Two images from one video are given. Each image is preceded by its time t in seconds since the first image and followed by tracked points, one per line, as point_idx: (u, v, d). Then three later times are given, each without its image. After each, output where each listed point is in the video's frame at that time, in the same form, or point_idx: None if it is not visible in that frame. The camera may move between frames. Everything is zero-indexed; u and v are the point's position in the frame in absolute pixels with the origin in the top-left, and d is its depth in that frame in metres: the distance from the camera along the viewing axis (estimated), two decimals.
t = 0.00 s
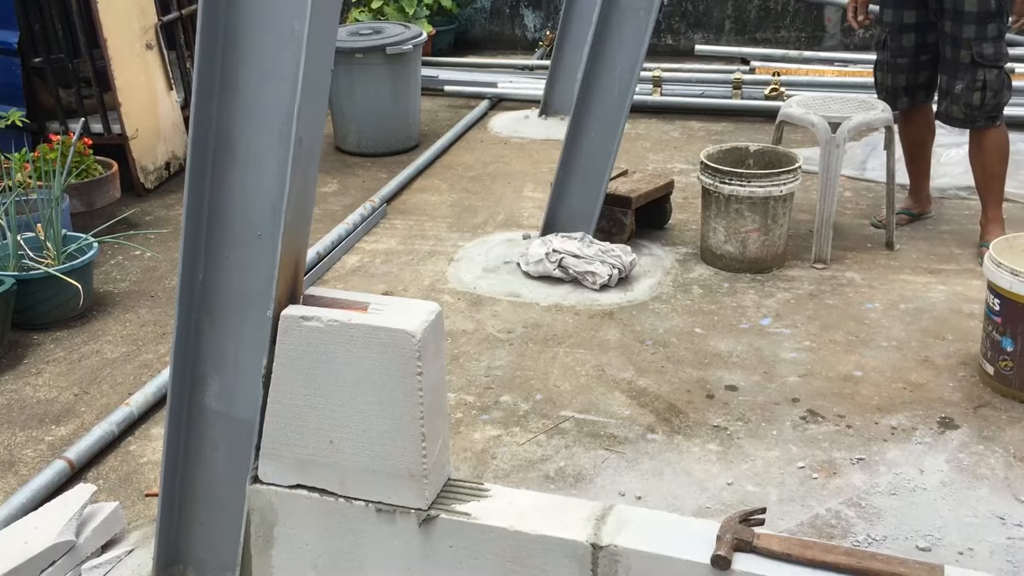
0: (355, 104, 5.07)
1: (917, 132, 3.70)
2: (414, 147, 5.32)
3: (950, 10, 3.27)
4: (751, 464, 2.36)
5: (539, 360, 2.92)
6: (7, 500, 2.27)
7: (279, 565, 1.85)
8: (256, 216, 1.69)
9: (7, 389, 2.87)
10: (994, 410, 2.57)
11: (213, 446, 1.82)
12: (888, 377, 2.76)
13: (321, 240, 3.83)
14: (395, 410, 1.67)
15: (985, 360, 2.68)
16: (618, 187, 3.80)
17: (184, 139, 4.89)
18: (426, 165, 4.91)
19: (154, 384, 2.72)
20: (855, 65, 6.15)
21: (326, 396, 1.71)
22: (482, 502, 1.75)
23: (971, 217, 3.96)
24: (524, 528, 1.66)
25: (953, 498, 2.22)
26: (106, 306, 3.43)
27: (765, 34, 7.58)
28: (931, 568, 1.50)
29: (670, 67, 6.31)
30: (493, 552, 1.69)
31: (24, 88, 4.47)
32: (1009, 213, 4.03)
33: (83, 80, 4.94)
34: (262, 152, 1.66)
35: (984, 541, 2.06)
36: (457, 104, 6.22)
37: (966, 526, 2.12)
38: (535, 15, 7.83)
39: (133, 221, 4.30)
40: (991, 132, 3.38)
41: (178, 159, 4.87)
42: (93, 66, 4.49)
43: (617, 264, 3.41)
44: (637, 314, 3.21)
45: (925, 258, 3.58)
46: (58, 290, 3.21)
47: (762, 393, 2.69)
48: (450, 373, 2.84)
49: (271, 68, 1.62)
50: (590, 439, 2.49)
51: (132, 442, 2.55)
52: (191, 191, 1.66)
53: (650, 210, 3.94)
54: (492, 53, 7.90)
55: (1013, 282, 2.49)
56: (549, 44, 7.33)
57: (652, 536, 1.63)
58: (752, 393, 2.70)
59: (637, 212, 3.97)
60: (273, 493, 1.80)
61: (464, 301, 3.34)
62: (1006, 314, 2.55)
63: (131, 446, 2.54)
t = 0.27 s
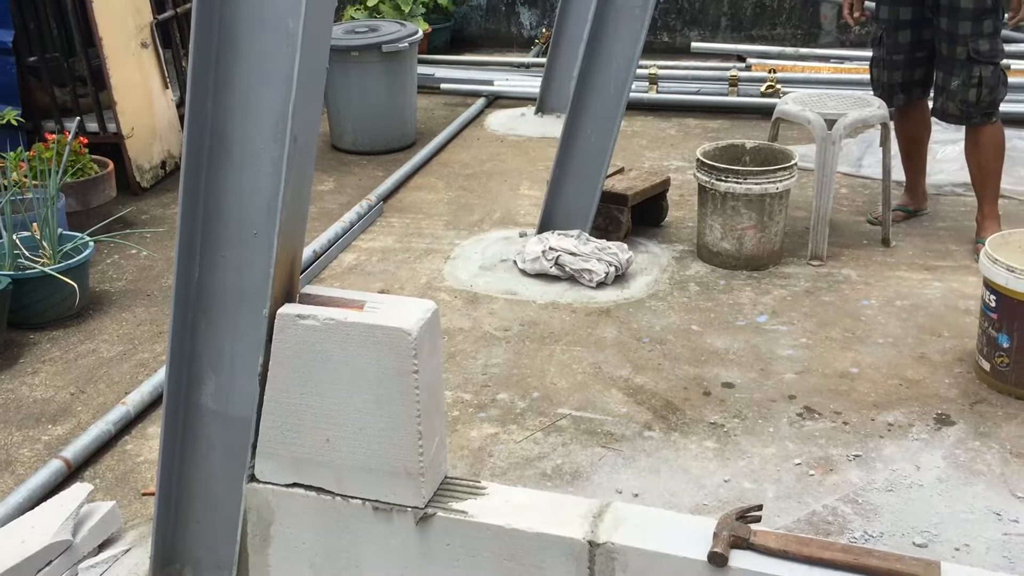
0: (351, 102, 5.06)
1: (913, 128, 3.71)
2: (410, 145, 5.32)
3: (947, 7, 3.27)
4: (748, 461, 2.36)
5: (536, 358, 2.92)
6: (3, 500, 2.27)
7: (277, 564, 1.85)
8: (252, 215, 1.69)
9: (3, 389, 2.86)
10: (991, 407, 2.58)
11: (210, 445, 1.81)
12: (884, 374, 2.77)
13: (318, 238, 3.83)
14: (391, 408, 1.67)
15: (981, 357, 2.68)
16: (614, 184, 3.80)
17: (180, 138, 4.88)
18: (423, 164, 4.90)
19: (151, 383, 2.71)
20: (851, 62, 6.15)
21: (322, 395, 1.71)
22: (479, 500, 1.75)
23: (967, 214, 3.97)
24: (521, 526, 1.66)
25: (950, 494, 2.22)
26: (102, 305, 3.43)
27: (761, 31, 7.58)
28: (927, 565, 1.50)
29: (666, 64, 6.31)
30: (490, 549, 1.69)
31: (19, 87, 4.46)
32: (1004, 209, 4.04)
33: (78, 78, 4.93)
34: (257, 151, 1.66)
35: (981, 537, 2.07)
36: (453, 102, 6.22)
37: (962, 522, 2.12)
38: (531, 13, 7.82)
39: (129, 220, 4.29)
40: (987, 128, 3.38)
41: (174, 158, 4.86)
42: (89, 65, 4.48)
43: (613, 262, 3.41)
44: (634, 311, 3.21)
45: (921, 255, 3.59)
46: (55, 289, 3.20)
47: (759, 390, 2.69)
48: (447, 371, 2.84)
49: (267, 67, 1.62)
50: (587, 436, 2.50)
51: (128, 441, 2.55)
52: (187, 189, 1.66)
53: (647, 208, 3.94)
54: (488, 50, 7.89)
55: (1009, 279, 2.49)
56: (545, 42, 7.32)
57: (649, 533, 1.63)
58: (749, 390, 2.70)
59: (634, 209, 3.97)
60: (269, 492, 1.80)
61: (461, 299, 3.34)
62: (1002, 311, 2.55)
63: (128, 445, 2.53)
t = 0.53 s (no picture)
0: (349, 100, 5.06)
1: (911, 125, 3.71)
2: (408, 143, 5.31)
3: (945, 3, 3.28)
4: (747, 458, 2.36)
5: (535, 356, 2.92)
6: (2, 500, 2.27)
7: (276, 564, 1.85)
8: (249, 214, 1.69)
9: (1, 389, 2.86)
10: (989, 403, 2.58)
11: (208, 444, 1.81)
12: (883, 370, 2.77)
13: (316, 237, 3.82)
14: (389, 408, 1.67)
15: (979, 353, 2.68)
16: (612, 182, 3.80)
17: (177, 137, 4.88)
18: (420, 162, 4.90)
19: (149, 383, 2.71)
20: (848, 58, 6.15)
21: (320, 394, 1.71)
22: (478, 498, 1.75)
23: (965, 210, 3.97)
24: (520, 525, 1.66)
25: (948, 491, 2.22)
26: (100, 305, 3.43)
27: (758, 28, 7.58)
28: (925, 561, 1.50)
29: (663, 62, 6.31)
30: (489, 548, 1.69)
31: (16, 87, 4.45)
32: (1002, 206, 4.04)
33: (75, 78, 4.93)
34: (254, 150, 1.66)
35: (979, 534, 2.07)
36: (451, 100, 6.22)
37: (961, 519, 2.13)
38: (529, 11, 7.82)
39: (127, 220, 4.28)
40: (985, 125, 3.38)
41: (171, 157, 4.85)
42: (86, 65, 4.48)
43: (611, 260, 3.41)
44: (632, 309, 3.21)
45: (919, 252, 3.59)
46: (53, 290, 3.20)
47: (757, 388, 2.69)
48: (445, 369, 2.84)
49: (264, 66, 1.62)
50: (586, 435, 2.50)
51: (127, 441, 2.55)
52: (184, 189, 1.66)
53: (645, 205, 3.94)
54: (485, 48, 7.89)
55: (1007, 275, 2.49)
56: (542, 40, 7.32)
57: (647, 531, 1.63)
58: (747, 387, 2.70)
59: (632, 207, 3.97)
60: (268, 492, 1.80)
61: (459, 298, 3.34)
62: (1000, 307, 2.56)
63: (127, 445, 2.53)
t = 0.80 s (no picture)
0: (347, 99, 5.05)
1: (909, 122, 3.71)
2: (406, 142, 5.31)
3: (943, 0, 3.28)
4: (746, 456, 2.36)
5: (533, 355, 2.92)
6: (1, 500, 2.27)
7: (275, 563, 1.85)
8: (247, 214, 1.68)
9: None
10: (988, 400, 2.58)
11: (206, 444, 1.81)
12: (882, 368, 2.77)
13: (314, 236, 3.82)
14: (388, 407, 1.67)
15: (978, 350, 2.69)
16: (610, 180, 3.80)
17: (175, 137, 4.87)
18: (419, 161, 4.90)
19: (148, 383, 2.71)
20: (847, 56, 6.15)
21: (319, 393, 1.71)
22: (477, 497, 1.74)
23: (964, 207, 3.97)
24: (519, 524, 1.66)
25: (947, 488, 2.22)
26: (98, 305, 3.42)
27: (757, 25, 7.57)
28: (925, 559, 1.49)
29: (661, 59, 6.31)
30: (488, 547, 1.69)
31: (14, 87, 4.44)
32: (1000, 203, 4.04)
33: (73, 78, 4.93)
34: (252, 150, 1.66)
35: (978, 531, 2.07)
36: (449, 99, 6.21)
37: (960, 516, 2.13)
38: (527, 9, 7.81)
39: (125, 219, 4.28)
40: (983, 121, 3.38)
41: (169, 157, 4.85)
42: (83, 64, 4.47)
43: (610, 258, 3.41)
44: (631, 307, 3.21)
45: (918, 249, 3.59)
46: (51, 290, 3.19)
47: (756, 385, 2.69)
48: (444, 368, 2.84)
49: (261, 66, 1.61)
50: (585, 433, 2.49)
51: (126, 441, 2.55)
52: (181, 189, 1.65)
53: (643, 203, 3.94)
54: (483, 47, 7.88)
55: (1005, 272, 2.49)
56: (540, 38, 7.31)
57: (646, 529, 1.63)
58: (746, 385, 2.70)
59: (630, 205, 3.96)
60: (267, 491, 1.80)
61: (458, 296, 3.34)
62: (999, 304, 2.56)
63: (126, 445, 2.53)
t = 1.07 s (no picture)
0: (345, 98, 5.05)
1: (907, 120, 3.71)
2: (404, 141, 5.31)
3: None
4: (744, 454, 2.36)
5: (532, 353, 2.92)
6: None
7: (274, 562, 1.85)
8: (245, 213, 1.68)
9: None
10: (985, 397, 2.58)
11: (205, 444, 1.81)
12: (880, 365, 2.77)
13: (312, 235, 3.82)
14: (386, 406, 1.67)
15: (976, 348, 2.69)
16: (609, 178, 3.80)
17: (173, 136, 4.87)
18: (417, 159, 4.89)
19: (146, 383, 2.70)
20: (844, 53, 6.15)
21: (317, 393, 1.71)
22: (475, 496, 1.74)
23: (961, 205, 3.97)
24: (517, 523, 1.66)
25: (945, 485, 2.23)
26: (96, 305, 3.42)
27: (755, 23, 7.57)
28: (923, 556, 1.49)
29: (659, 57, 6.30)
30: (487, 546, 1.69)
31: (11, 87, 4.44)
32: (998, 200, 4.04)
33: (70, 77, 4.92)
34: (250, 149, 1.65)
35: (976, 528, 2.08)
36: (447, 97, 6.21)
37: (958, 513, 2.13)
38: (524, 7, 7.81)
39: (123, 219, 4.28)
40: (981, 119, 3.38)
41: (167, 156, 4.85)
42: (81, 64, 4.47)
43: (608, 256, 3.41)
44: (629, 305, 3.21)
45: (916, 246, 3.59)
46: (49, 290, 3.19)
47: (754, 383, 2.70)
48: (442, 367, 2.84)
49: (258, 65, 1.61)
50: (583, 431, 2.50)
51: (124, 441, 2.55)
52: (179, 188, 1.65)
53: (641, 201, 3.94)
54: (481, 45, 7.88)
55: (1003, 270, 2.49)
56: (538, 36, 7.31)
57: (644, 527, 1.63)
58: (744, 383, 2.70)
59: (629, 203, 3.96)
60: (265, 491, 1.80)
61: (456, 295, 3.34)
62: (996, 301, 2.56)
63: (124, 444, 2.53)
